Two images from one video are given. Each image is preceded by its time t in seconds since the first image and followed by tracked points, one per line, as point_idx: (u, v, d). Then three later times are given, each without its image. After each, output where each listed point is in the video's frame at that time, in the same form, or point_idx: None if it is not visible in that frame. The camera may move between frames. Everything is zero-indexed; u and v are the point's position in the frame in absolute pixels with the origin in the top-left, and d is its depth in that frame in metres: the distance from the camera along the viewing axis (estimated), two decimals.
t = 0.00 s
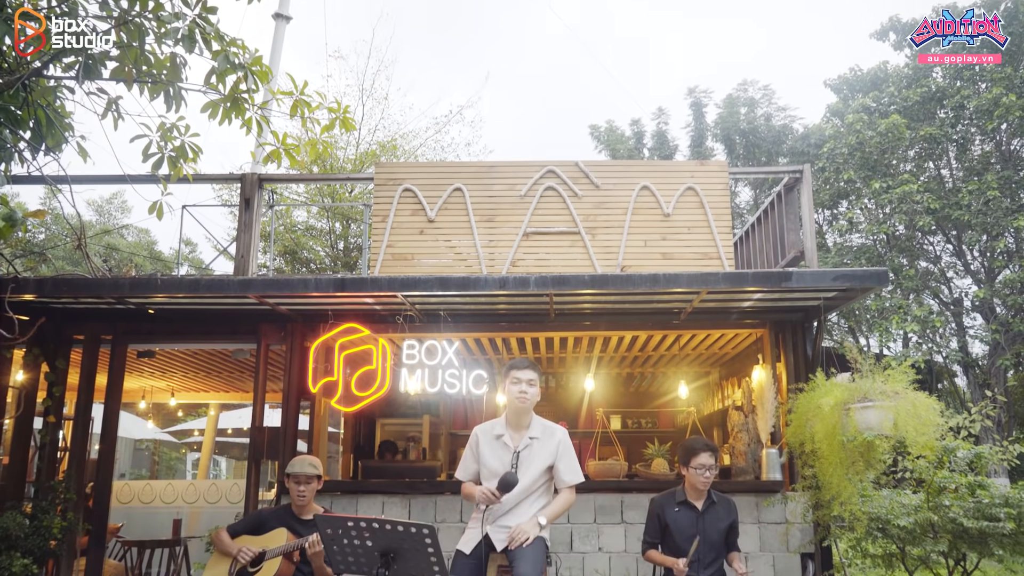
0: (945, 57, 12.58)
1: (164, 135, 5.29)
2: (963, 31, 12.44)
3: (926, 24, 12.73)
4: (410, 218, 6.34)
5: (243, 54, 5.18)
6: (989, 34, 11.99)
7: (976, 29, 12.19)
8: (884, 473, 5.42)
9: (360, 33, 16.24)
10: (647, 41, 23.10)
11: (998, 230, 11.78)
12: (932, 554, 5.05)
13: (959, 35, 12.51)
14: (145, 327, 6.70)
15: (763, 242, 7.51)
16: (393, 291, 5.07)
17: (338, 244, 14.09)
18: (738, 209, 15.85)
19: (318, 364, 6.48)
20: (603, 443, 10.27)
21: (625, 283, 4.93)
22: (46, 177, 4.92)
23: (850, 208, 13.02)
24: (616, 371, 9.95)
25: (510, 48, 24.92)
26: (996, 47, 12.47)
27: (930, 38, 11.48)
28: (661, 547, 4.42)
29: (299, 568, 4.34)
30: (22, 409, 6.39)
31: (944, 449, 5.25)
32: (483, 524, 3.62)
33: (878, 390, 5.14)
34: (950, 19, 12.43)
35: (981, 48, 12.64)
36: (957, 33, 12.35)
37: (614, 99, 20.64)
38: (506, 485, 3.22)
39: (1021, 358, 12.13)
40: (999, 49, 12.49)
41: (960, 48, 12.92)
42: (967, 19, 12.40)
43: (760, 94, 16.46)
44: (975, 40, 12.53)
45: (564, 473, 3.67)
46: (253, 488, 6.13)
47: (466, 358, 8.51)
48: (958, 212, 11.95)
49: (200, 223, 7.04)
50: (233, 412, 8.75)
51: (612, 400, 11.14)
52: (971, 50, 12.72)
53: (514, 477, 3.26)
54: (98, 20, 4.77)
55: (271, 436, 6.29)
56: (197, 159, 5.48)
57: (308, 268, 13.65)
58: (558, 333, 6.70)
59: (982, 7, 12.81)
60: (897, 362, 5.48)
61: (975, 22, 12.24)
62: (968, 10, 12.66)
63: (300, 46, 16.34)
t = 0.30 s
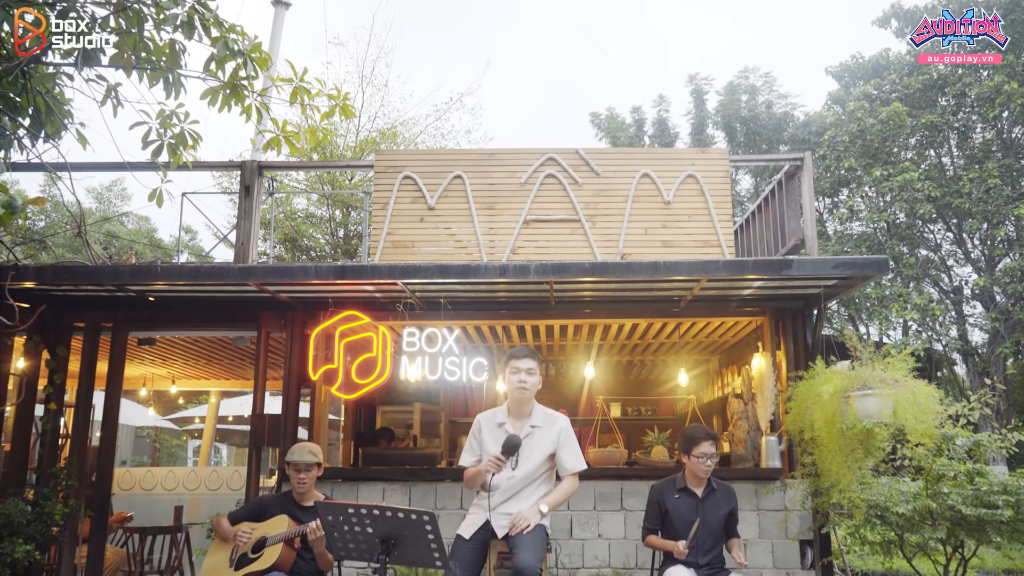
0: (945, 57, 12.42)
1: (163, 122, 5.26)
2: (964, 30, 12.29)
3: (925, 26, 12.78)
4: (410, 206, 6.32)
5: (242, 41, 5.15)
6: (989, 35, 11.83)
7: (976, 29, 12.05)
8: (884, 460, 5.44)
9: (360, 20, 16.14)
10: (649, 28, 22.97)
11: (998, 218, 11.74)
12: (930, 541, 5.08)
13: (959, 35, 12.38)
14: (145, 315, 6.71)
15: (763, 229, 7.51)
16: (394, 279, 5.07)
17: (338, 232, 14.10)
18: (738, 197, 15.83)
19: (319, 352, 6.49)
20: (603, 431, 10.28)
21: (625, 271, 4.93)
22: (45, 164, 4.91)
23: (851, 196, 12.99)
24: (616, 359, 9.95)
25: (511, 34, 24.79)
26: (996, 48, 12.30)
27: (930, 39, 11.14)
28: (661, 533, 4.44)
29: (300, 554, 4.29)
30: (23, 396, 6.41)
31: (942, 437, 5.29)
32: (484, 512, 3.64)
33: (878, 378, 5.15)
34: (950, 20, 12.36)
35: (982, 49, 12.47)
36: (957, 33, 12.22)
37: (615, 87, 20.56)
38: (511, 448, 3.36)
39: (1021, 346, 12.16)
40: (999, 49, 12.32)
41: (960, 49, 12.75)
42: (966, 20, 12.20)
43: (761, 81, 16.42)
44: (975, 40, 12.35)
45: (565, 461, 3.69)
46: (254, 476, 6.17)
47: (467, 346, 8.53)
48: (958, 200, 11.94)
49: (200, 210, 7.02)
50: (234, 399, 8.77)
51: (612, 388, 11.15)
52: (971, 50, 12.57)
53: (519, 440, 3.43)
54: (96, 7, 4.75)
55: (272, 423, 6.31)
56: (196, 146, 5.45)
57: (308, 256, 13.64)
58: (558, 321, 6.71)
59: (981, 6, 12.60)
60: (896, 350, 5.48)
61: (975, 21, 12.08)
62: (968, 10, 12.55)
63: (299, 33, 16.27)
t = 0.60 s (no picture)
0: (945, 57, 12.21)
1: (162, 106, 5.23)
2: (963, 31, 12.01)
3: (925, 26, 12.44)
4: (410, 190, 6.30)
5: (241, 24, 5.10)
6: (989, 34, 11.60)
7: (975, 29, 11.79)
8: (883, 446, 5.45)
9: (359, 3, 16.01)
10: (650, 12, 22.80)
11: (1000, 204, 11.71)
12: (929, 526, 5.10)
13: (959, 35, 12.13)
14: (145, 300, 6.70)
15: (764, 215, 7.49)
16: (394, 264, 5.06)
17: (338, 217, 14.09)
18: (739, 182, 15.78)
19: (319, 337, 6.49)
20: (603, 416, 10.31)
21: (625, 256, 4.91)
22: (44, 149, 4.91)
23: (852, 182, 12.95)
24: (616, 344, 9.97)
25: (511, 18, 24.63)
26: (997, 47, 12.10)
27: (931, 38, 10.99)
28: (661, 518, 4.46)
29: (301, 537, 4.28)
30: (23, 381, 6.42)
31: (941, 423, 5.31)
32: (484, 495, 3.67)
33: (878, 363, 5.15)
34: (950, 19, 11.92)
35: (982, 48, 12.27)
36: (956, 33, 11.95)
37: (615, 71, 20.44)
38: (511, 421, 3.41)
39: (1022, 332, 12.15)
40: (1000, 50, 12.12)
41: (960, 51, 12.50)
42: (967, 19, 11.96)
43: (763, 66, 16.33)
44: (975, 40, 12.09)
45: (565, 447, 3.73)
46: (255, 461, 6.21)
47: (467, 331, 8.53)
48: (960, 186, 11.91)
49: (200, 195, 7.00)
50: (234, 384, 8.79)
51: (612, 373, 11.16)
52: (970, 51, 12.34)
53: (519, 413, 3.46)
54: None
55: (272, 408, 6.33)
56: (196, 130, 5.42)
57: (308, 241, 13.61)
58: (558, 306, 6.71)
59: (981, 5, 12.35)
60: (896, 336, 5.47)
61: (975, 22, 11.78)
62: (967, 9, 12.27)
63: (297, 17, 16.14)
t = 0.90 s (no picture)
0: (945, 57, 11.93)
1: (161, 87, 5.20)
2: (963, 30, 11.92)
3: (925, 25, 12.24)
4: (410, 171, 6.28)
5: (239, 4, 5.05)
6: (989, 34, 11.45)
7: (976, 29, 11.65)
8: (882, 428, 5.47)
9: None
10: None
11: (1002, 187, 11.67)
12: (927, 508, 5.13)
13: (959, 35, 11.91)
14: (145, 282, 6.69)
15: (765, 197, 7.48)
16: (394, 246, 5.05)
17: (338, 198, 14.05)
18: (741, 164, 15.73)
19: (319, 318, 6.49)
20: (603, 397, 10.36)
21: (626, 238, 4.90)
22: (42, 130, 4.89)
23: (854, 164, 12.90)
24: (616, 326, 9.99)
25: None
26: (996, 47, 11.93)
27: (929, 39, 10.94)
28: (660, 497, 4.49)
29: (303, 518, 4.31)
30: (24, 362, 6.42)
31: (940, 405, 5.32)
32: (485, 476, 3.70)
33: (878, 346, 5.16)
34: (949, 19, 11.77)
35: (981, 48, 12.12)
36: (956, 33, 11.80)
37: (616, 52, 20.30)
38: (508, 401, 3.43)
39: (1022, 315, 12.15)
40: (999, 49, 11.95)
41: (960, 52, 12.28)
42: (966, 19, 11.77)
43: (766, 47, 16.23)
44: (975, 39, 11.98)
45: (563, 424, 3.74)
46: (256, 441, 6.27)
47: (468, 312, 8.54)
48: (962, 168, 11.86)
49: (200, 176, 6.97)
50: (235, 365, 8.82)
51: (612, 355, 11.18)
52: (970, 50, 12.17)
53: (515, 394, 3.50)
54: None
55: (273, 389, 6.35)
56: (195, 112, 5.38)
57: (309, 222, 13.59)
58: (559, 288, 6.70)
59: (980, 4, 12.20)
60: (896, 318, 5.47)
61: (975, 21, 11.67)
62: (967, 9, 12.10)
63: None
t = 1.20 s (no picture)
0: (945, 57, 12.06)
1: (160, 68, 5.17)
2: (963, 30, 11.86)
3: (925, 25, 12.35)
4: (411, 153, 6.25)
5: None
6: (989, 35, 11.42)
7: (976, 29, 11.65)
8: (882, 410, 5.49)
9: None
10: None
11: (1003, 169, 11.66)
12: (924, 489, 5.15)
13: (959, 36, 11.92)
14: (144, 264, 6.69)
15: (766, 178, 7.45)
16: (394, 228, 5.03)
17: (338, 180, 14.00)
18: (742, 146, 15.67)
19: (319, 301, 6.50)
20: (603, 379, 10.40)
21: (627, 220, 4.89)
22: (40, 110, 4.86)
23: (855, 146, 12.85)
24: (616, 308, 9.98)
25: None
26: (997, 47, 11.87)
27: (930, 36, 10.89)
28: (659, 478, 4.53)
29: (304, 499, 4.35)
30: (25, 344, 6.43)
31: (939, 387, 5.32)
32: (483, 459, 3.73)
33: (878, 329, 5.17)
34: (950, 19, 11.72)
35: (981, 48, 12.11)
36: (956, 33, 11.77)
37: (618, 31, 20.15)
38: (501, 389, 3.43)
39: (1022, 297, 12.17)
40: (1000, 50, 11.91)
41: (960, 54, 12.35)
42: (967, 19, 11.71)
43: (767, 28, 16.12)
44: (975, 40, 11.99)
45: (555, 403, 3.75)
46: (257, 422, 6.32)
47: (468, 294, 8.54)
48: (964, 150, 11.83)
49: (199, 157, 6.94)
50: (236, 347, 8.83)
51: (612, 337, 11.18)
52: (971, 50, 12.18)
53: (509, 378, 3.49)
54: None
55: (273, 371, 6.37)
56: (194, 93, 5.34)
57: (309, 204, 13.56)
58: (559, 270, 6.69)
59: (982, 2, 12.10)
60: (896, 301, 5.47)
61: (975, 21, 11.71)
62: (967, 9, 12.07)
63: None
